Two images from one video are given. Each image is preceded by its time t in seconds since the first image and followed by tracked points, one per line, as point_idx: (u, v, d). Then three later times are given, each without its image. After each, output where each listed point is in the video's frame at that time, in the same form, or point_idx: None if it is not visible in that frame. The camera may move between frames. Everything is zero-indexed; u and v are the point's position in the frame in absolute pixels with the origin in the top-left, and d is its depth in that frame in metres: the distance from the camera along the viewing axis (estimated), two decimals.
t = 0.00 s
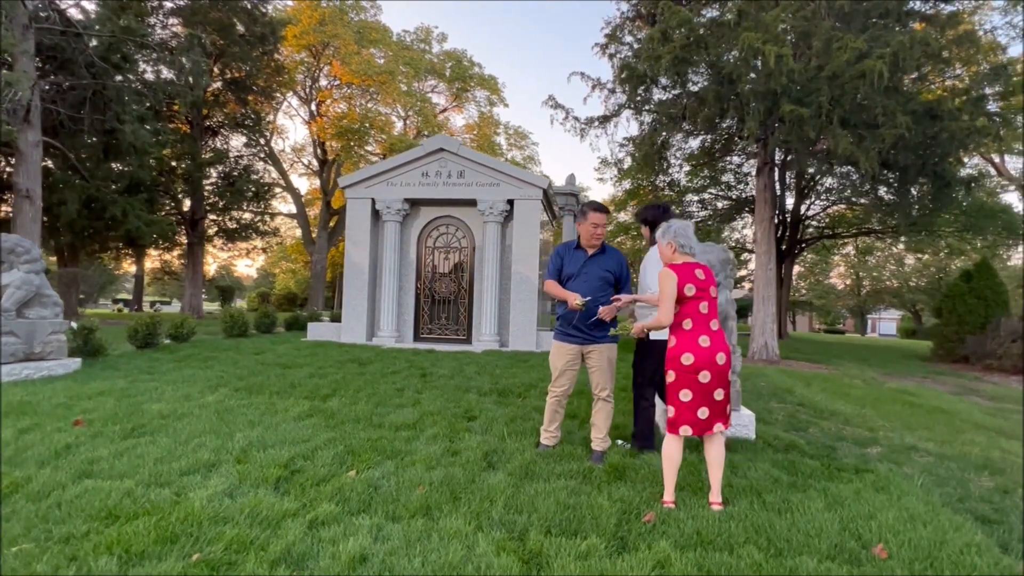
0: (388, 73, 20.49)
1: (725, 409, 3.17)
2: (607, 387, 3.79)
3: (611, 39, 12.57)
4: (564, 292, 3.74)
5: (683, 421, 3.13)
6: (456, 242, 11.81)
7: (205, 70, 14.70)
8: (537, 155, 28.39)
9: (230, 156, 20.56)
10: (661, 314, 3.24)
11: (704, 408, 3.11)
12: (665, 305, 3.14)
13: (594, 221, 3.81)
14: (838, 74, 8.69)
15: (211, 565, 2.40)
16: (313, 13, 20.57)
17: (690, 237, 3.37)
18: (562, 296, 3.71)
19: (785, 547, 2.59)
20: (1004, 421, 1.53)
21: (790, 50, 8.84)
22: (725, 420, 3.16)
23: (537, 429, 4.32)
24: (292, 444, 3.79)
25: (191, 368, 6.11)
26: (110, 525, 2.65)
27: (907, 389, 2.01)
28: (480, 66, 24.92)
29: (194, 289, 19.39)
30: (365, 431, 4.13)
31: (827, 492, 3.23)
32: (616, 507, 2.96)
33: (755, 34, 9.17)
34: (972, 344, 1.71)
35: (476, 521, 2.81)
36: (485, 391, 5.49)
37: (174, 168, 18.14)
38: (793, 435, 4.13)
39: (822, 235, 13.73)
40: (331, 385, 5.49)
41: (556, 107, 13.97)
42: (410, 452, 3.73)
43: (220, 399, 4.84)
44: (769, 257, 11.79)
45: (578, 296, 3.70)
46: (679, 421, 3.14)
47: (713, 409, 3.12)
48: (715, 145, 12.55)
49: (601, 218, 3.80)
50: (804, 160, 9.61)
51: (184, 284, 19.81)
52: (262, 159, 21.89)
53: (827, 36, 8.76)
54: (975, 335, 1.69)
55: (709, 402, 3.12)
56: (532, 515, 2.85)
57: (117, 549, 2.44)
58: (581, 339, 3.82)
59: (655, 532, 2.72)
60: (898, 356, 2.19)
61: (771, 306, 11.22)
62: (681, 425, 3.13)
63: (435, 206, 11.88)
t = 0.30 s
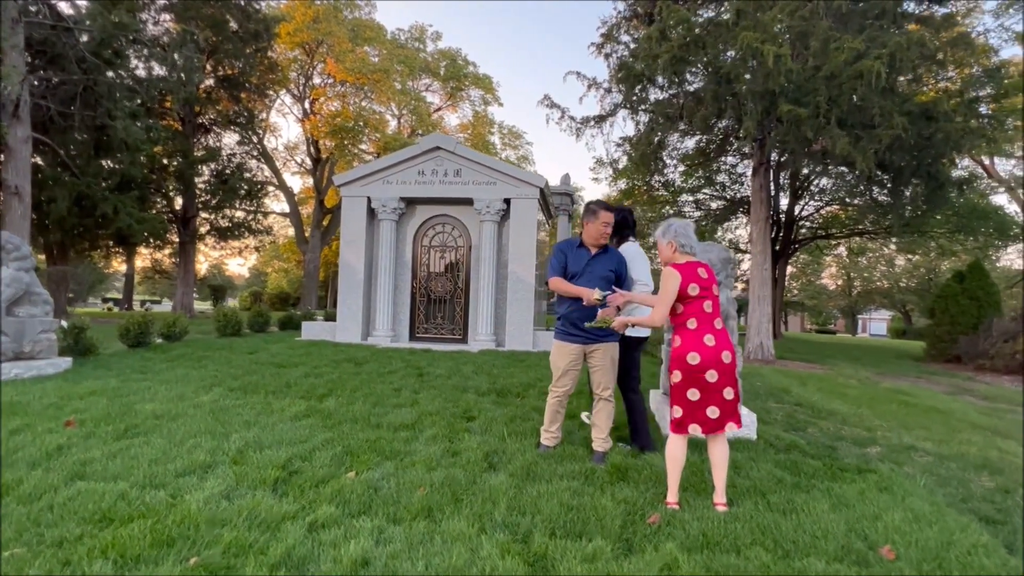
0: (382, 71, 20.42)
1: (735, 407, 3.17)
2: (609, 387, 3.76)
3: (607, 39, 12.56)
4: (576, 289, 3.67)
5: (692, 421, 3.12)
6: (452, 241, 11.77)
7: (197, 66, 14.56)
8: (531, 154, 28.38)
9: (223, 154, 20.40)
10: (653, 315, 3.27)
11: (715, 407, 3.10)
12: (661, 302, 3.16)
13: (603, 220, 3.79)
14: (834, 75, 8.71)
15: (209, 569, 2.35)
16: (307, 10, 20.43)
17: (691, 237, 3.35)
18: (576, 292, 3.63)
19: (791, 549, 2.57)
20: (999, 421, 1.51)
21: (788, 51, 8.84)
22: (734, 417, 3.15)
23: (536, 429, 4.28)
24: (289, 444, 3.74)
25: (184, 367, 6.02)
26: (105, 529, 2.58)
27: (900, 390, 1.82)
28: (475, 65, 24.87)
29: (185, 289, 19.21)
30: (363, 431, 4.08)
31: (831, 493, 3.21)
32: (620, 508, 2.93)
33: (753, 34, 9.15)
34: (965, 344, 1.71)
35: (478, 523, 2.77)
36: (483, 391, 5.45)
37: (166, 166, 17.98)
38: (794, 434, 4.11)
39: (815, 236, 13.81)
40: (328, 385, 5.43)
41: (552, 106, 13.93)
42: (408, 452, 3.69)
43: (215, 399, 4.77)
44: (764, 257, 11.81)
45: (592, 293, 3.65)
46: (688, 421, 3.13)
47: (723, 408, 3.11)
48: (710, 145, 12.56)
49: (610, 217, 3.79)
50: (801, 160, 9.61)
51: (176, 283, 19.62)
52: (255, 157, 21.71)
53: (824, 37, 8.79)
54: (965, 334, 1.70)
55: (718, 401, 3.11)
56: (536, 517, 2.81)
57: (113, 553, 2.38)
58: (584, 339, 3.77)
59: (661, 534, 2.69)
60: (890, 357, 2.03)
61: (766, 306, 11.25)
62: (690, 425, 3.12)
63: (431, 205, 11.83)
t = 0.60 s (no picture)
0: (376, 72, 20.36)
1: (734, 411, 3.16)
2: (607, 391, 3.76)
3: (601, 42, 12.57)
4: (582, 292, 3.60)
5: (692, 425, 3.10)
6: (447, 243, 11.74)
7: (190, 66, 14.42)
8: (524, 156, 28.37)
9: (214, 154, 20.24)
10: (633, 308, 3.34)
11: (714, 410, 3.10)
12: (645, 302, 3.15)
13: (608, 225, 3.77)
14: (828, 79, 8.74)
15: None
16: (299, 11, 20.32)
17: (687, 241, 3.34)
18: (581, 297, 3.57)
19: (794, 555, 2.55)
20: (991, 424, 1.53)
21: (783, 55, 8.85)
22: (733, 420, 3.15)
23: (534, 433, 4.25)
24: (284, 450, 3.69)
25: (175, 371, 5.95)
26: (97, 538, 2.52)
27: (893, 392, 1.89)
28: (468, 66, 24.85)
29: (175, 290, 19.00)
30: (360, 436, 4.04)
31: (832, 498, 3.20)
32: (622, 513, 2.91)
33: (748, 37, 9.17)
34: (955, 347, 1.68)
35: (478, 530, 2.74)
36: (479, 395, 5.42)
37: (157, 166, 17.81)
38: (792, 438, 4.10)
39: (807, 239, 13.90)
40: (322, 389, 5.38)
41: (546, 109, 13.93)
42: (405, 458, 3.65)
43: (207, 403, 4.70)
44: (757, 260, 11.88)
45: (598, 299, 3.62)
46: (688, 425, 3.11)
47: (722, 412, 3.11)
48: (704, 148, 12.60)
49: (615, 222, 3.77)
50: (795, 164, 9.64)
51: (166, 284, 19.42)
52: (247, 158, 21.56)
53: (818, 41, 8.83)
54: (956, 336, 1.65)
55: (717, 404, 3.10)
56: (537, 523, 2.79)
57: (105, 564, 2.33)
58: (585, 342, 3.76)
59: (663, 540, 2.67)
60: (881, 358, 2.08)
61: (760, 308, 11.28)
62: (690, 429, 3.10)
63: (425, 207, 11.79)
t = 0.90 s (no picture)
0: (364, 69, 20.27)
1: (728, 408, 3.18)
2: (604, 391, 3.78)
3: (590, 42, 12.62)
4: (586, 294, 3.62)
5: (688, 423, 3.12)
6: (438, 241, 11.72)
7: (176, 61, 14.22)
8: (512, 155, 28.39)
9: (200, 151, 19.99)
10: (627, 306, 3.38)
11: (709, 407, 3.12)
12: (638, 300, 3.17)
13: (605, 225, 3.79)
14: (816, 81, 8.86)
15: None
16: (287, 6, 20.13)
17: (682, 241, 3.38)
18: (585, 300, 3.59)
19: (792, 551, 2.59)
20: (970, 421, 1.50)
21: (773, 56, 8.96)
22: (727, 418, 3.17)
23: (530, 431, 4.27)
24: (280, 450, 3.66)
25: (164, 370, 5.87)
26: (94, 540, 2.50)
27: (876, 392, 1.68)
28: (456, 64, 24.80)
29: (159, 288, 18.82)
30: (356, 435, 4.02)
31: (826, 494, 3.26)
32: (621, 511, 2.94)
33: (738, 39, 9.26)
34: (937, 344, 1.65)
35: (479, 527, 2.75)
36: (473, 394, 5.42)
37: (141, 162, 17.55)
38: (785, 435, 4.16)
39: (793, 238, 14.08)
40: (315, 388, 5.35)
41: (536, 108, 13.95)
42: (403, 456, 3.64)
43: (199, 403, 4.65)
44: (744, 259, 12.01)
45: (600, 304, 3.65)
46: (684, 423, 3.13)
47: (717, 409, 3.14)
48: (693, 148, 12.69)
49: (613, 222, 3.80)
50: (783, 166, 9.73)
51: (150, 282, 19.15)
52: (233, 155, 21.32)
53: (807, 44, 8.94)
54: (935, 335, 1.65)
55: (712, 402, 3.13)
56: (538, 521, 2.80)
57: (105, 565, 2.30)
58: (584, 341, 3.78)
59: (663, 537, 2.70)
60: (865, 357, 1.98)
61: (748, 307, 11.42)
62: (685, 426, 3.12)
63: (416, 205, 11.75)
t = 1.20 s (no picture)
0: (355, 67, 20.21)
1: (729, 406, 3.24)
2: (605, 390, 3.83)
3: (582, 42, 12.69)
4: (591, 297, 3.67)
5: (690, 421, 3.17)
6: (432, 240, 11.73)
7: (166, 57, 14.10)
8: (502, 153, 28.42)
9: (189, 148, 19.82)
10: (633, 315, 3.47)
11: (710, 405, 3.18)
12: (646, 305, 3.23)
13: (607, 225, 3.82)
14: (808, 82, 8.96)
15: None
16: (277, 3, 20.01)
17: (683, 242, 3.44)
18: (588, 303, 3.64)
19: (794, 545, 2.66)
20: (961, 418, 1.60)
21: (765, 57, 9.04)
22: (727, 415, 3.24)
23: (530, 429, 4.32)
24: (284, 449, 3.68)
25: (161, 370, 5.85)
26: (104, 539, 2.49)
27: (869, 388, 2.06)
28: (447, 63, 24.80)
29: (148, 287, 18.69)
30: (359, 434, 4.04)
31: (823, 489, 3.33)
32: (624, 507, 2.99)
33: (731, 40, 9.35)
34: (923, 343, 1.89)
35: (487, 525, 2.79)
36: (472, 393, 5.46)
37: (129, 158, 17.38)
38: (781, 432, 4.22)
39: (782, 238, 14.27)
40: (314, 387, 5.35)
41: (529, 107, 14.00)
42: (406, 455, 3.67)
43: (199, 402, 4.65)
44: (736, 259, 12.15)
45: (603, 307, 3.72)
46: (685, 421, 3.18)
47: (718, 407, 3.19)
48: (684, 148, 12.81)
49: (615, 223, 3.83)
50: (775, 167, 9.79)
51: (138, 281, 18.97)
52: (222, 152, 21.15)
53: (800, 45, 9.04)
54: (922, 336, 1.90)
55: (713, 400, 3.18)
56: (545, 518, 2.85)
57: (117, 565, 2.31)
58: (587, 341, 3.83)
59: (668, 532, 2.76)
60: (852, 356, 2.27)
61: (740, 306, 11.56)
62: (687, 425, 3.17)
63: (411, 204, 11.76)
